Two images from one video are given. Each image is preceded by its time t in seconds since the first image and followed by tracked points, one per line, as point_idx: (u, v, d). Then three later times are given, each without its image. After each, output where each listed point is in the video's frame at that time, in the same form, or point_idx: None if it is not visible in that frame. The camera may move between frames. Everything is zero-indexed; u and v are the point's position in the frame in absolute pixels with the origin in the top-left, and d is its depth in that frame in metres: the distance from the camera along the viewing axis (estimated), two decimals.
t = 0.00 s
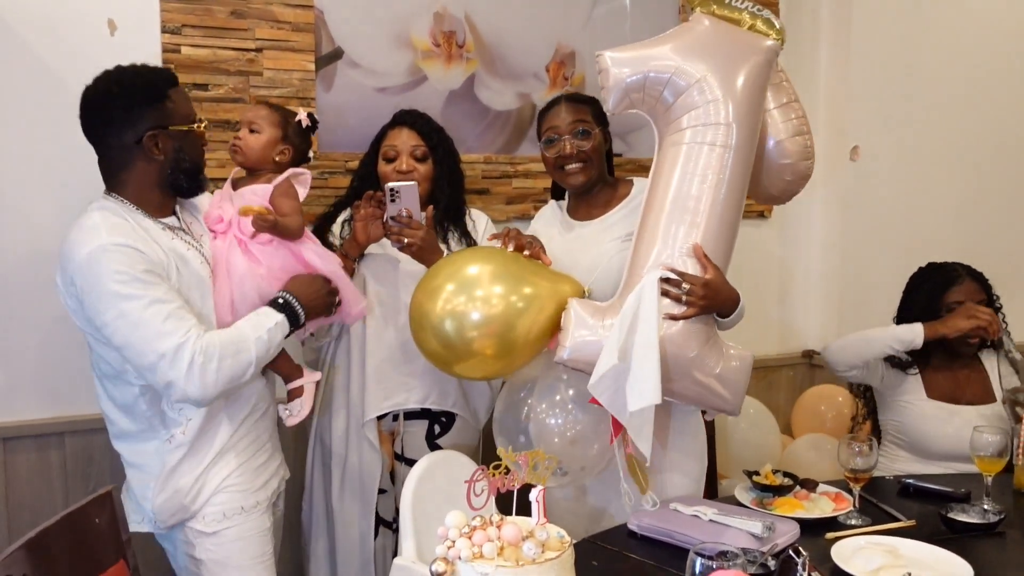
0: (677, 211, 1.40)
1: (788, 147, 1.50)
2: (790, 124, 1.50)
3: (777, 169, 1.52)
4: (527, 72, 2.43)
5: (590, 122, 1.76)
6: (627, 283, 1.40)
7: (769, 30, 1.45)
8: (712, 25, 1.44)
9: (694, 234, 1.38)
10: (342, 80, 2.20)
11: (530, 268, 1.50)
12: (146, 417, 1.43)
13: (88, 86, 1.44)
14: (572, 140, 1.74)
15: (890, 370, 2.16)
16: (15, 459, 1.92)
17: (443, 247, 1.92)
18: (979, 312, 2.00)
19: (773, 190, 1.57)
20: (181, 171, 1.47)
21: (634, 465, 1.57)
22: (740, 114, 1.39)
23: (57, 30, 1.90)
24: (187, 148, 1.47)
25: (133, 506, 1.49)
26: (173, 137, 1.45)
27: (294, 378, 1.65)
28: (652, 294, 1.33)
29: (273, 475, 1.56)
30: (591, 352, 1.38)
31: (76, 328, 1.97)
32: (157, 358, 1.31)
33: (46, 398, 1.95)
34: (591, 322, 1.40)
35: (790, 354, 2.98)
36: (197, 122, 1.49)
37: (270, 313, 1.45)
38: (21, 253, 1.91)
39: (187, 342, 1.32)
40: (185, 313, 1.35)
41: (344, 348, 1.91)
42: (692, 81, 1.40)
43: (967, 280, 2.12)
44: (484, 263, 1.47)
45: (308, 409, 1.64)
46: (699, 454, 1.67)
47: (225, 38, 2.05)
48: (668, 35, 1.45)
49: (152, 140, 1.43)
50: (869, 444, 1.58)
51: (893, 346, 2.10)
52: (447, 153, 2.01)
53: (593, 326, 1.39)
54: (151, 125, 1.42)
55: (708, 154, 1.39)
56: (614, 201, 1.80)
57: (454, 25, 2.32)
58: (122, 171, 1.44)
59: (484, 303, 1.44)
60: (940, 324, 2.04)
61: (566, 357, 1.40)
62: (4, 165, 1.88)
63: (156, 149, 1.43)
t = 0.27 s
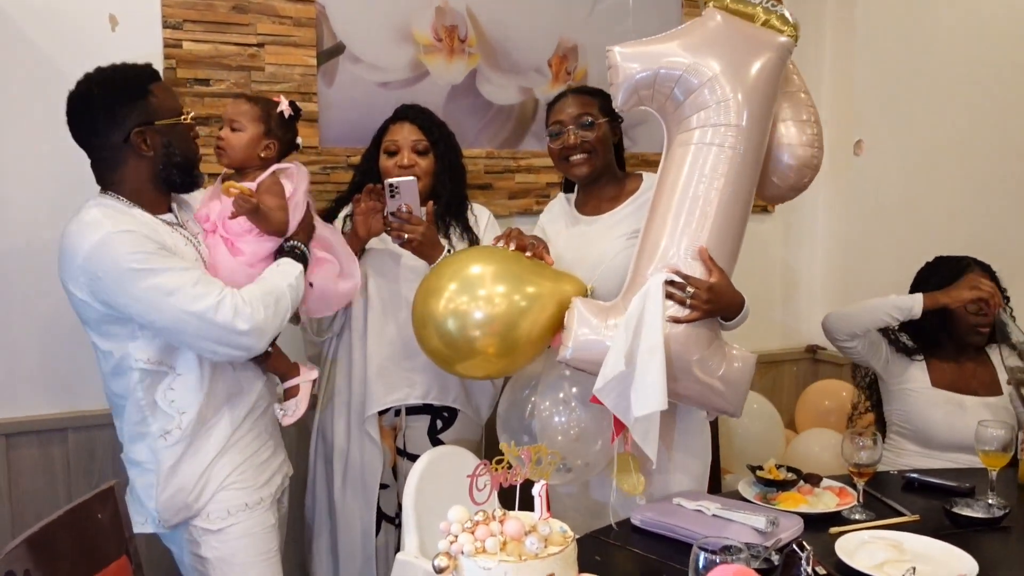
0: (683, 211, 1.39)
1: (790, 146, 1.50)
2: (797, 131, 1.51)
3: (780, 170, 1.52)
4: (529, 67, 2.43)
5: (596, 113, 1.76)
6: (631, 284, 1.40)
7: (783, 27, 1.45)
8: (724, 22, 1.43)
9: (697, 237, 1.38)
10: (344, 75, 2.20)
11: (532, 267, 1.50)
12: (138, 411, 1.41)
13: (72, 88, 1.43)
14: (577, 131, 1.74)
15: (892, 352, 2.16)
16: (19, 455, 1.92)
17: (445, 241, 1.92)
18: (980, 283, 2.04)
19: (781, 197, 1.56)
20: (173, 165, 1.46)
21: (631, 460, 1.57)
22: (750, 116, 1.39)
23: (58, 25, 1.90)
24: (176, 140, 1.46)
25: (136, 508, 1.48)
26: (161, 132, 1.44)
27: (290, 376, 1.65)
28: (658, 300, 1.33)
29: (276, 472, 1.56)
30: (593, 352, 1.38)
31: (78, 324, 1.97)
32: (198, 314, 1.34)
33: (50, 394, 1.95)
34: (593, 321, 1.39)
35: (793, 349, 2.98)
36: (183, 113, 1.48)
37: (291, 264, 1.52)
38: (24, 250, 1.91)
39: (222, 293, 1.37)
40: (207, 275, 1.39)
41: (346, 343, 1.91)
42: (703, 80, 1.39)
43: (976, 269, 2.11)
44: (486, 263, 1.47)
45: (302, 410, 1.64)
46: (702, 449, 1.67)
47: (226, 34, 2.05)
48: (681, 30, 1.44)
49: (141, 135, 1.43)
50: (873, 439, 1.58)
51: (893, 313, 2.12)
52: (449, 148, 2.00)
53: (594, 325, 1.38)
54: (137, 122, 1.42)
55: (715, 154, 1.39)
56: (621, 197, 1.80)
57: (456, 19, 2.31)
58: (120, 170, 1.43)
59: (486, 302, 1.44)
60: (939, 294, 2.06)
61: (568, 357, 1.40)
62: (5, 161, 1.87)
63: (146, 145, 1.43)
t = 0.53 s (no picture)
0: (694, 215, 1.38)
1: (835, 146, 1.46)
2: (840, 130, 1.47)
3: (824, 171, 1.49)
4: (533, 62, 2.42)
5: (600, 106, 1.75)
6: (636, 285, 1.40)
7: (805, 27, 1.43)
8: (746, 19, 1.40)
9: (703, 241, 1.37)
10: (347, 70, 2.19)
11: (535, 263, 1.49)
12: (143, 392, 1.40)
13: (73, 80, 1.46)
14: (580, 125, 1.73)
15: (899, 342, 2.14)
16: (23, 450, 1.92)
17: (449, 237, 1.91)
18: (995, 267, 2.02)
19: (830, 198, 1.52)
20: (171, 146, 1.46)
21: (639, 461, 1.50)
22: (767, 121, 1.37)
23: (61, 21, 1.89)
24: (170, 121, 1.45)
25: (138, 496, 1.47)
26: (153, 115, 1.44)
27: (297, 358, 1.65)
28: (663, 308, 1.32)
29: (280, 461, 1.56)
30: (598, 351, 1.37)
31: (82, 320, 1.97)
32: (215, 284, 1.34)
33: (54, 390, 1.95)
34: (595, 319, 1.38)
35: (798, 345, 2.97)
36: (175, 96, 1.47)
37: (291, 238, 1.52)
38: (28, 245, 1.91)
39: (238, 264, 1.38)
40: (219, 250, 1.40)
41: (350, 338, 1.91)
42: (722, 82, 1.37)
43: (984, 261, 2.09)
44: (489, 260, 1.47)
45: (314, 391, 1.66)
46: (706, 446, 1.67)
47: (229, 28, 2.04)
48: (703, 25, 1.41)
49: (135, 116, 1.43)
50: (879, 433, 1.57)
51: (904, 298, 2.08)
52: (453, 143, 2.00)
53: (598, 326, 1.37)
54: (128, 107, 1.42)
55: (728, 159, 1.37)
56: (631, 192, 1.79)
57: (460, 13, 2.30)
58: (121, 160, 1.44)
59: (489, 299, 1.43)
60: (950, 275, 2.05)
61: (570, 356, 1.39)
62: (9, 157, 1.87)
63: (138, 126, 1.43)
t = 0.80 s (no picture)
0: (701, 220, 1.37)
1: (882, 138, 1.44)
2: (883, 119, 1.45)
3: (877, 164, 1.46)
4: (539, 59, 2.42)
5: (610, 103, 1.75)
6: (641, 288, 1.39)
7: (818, 31, 1.42)
8: (759, 22, 1.39)
9: (707, 247, 1.36)
10: (353, 69, 2.19)
11: (537, 261, 1.50)
12: (145, 395, 1.41)
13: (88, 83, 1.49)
14: (590, 122, 1.73)
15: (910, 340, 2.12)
16: (32, 448, 1.93)
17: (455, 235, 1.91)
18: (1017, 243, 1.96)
19: (894, 189, 1.49)
20: (166, 156, 1.46)
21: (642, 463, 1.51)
22: (776, 126, 1.37)
23: (68, 20, 1.90)
24: (165, 130, 1.45)
25: (147, 496, 1.49)
26: (148, 123, 1.45)
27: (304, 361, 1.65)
28: (671, 314, 1.32)
29: (284, 462, 1.56)
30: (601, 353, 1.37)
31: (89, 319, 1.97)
32: (209, 293, 1.34)
33: (63, 388, 1.96)
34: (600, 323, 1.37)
35: (805, 342, 2.96)
36: (175, 105, 1.46)
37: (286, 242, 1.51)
38: (37, 243, 1.91)
39: (233, 274, 1.37)
40: (217, 257, 1.40)
41: (356, 336, 1.91)
42: (733, 85, 1.36)
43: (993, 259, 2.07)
44: (491, 258, 1.47)
45: (319, 396, 1.65)
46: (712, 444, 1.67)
47: (235, 27, 2.04)
48: (715, 27, 1.41)
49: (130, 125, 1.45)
50: (886, 432, 1.57)
51: (926, 283, 2.04)
52: (459, 141, 2.00)
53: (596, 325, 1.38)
54: (124, 116, 1.44)
55: (734, 164, 1.37)
56: (639, 190, 1.80)
57: (465, 11, 2.30)
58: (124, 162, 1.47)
59: (492, 297, 1.44)
60: (966, 264, 2.02)
61: (571, 356, 1.38)
62: (17, 156, 1.88)
63: (133, 134, 1.45)
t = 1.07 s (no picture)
0: (706, 218, 1.37)
1: (905, 133, 1.42)
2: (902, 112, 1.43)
3: (900, 159, 1.44)
4: (548, 58, 2.42)
5: (618, 102, 1.74)
6: (646, 288, 1.39)
7: (825, 27, 1.41)
8: (763, 19, 1.39)
9: (713, 245, 1.36)
10: (362, 68, 2.19)
11: (544, 260, 1.50)
12: (155, 398, 1.41)
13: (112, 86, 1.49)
14: (598, 122, 1.72)
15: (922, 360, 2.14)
16: (42, 447, 1.94)
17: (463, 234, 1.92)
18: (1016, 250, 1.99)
19: (917, 183, 1.47)
20: (188, 165, 1.47)
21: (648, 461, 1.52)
22: (781, 123, 1.36)
23: (79, 21, 1.91)
24: (189, 140, 1.46)
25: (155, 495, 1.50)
26: (172, 132, 1.45)
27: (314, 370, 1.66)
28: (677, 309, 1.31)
29: (292, 465, 1.56)
30: (608, 351, 1.36)
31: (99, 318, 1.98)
32: (218, 305, 1.34)
33: (73, 386, 1.96)
34: (604, 321, 1.37)
35: (815, 342, 2.95)
36: (201, 115, 1.47)
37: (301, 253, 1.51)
38: (47, 243, 1.92)
39: (244, 288, 1.37)
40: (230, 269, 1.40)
41: (364, 336, 1.91)
42: (736, 83, 1.35)
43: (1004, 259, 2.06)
44: (498, 257, 1.47)
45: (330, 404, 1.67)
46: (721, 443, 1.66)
47: (244, 27, 2.05)
48: (719, 24, 1.40)
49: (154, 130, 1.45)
50: (897, 432, 1.56)
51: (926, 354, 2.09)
52: (467, 140, 2.00)
53: (604, 325, 1.37)
54: (150, 121, 1.45)
55: (739, 162, 1.36)
56: (646, 190, 1.79)
57: (474, 11, 2.30)
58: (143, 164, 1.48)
59: (498, 296, 1.44)
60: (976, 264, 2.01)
61: (577, 356, 1.38)
62: (27, 155, 1.89)
63: (156, 139, 1.45)
